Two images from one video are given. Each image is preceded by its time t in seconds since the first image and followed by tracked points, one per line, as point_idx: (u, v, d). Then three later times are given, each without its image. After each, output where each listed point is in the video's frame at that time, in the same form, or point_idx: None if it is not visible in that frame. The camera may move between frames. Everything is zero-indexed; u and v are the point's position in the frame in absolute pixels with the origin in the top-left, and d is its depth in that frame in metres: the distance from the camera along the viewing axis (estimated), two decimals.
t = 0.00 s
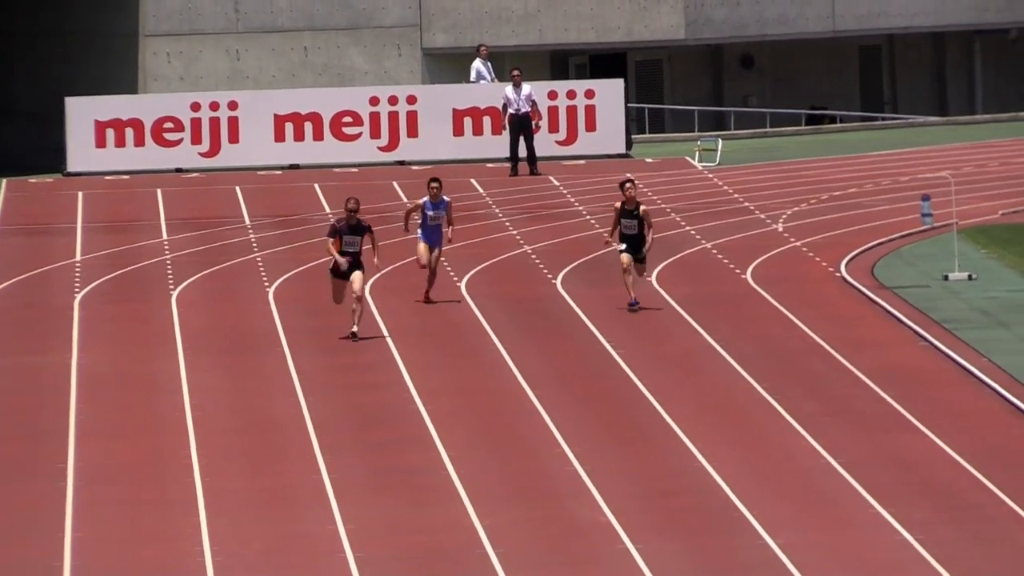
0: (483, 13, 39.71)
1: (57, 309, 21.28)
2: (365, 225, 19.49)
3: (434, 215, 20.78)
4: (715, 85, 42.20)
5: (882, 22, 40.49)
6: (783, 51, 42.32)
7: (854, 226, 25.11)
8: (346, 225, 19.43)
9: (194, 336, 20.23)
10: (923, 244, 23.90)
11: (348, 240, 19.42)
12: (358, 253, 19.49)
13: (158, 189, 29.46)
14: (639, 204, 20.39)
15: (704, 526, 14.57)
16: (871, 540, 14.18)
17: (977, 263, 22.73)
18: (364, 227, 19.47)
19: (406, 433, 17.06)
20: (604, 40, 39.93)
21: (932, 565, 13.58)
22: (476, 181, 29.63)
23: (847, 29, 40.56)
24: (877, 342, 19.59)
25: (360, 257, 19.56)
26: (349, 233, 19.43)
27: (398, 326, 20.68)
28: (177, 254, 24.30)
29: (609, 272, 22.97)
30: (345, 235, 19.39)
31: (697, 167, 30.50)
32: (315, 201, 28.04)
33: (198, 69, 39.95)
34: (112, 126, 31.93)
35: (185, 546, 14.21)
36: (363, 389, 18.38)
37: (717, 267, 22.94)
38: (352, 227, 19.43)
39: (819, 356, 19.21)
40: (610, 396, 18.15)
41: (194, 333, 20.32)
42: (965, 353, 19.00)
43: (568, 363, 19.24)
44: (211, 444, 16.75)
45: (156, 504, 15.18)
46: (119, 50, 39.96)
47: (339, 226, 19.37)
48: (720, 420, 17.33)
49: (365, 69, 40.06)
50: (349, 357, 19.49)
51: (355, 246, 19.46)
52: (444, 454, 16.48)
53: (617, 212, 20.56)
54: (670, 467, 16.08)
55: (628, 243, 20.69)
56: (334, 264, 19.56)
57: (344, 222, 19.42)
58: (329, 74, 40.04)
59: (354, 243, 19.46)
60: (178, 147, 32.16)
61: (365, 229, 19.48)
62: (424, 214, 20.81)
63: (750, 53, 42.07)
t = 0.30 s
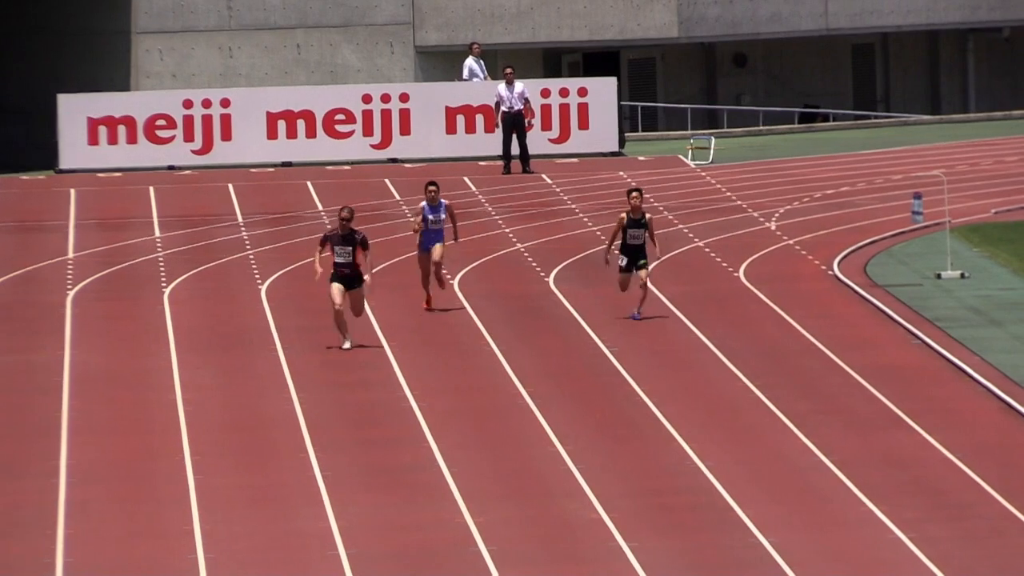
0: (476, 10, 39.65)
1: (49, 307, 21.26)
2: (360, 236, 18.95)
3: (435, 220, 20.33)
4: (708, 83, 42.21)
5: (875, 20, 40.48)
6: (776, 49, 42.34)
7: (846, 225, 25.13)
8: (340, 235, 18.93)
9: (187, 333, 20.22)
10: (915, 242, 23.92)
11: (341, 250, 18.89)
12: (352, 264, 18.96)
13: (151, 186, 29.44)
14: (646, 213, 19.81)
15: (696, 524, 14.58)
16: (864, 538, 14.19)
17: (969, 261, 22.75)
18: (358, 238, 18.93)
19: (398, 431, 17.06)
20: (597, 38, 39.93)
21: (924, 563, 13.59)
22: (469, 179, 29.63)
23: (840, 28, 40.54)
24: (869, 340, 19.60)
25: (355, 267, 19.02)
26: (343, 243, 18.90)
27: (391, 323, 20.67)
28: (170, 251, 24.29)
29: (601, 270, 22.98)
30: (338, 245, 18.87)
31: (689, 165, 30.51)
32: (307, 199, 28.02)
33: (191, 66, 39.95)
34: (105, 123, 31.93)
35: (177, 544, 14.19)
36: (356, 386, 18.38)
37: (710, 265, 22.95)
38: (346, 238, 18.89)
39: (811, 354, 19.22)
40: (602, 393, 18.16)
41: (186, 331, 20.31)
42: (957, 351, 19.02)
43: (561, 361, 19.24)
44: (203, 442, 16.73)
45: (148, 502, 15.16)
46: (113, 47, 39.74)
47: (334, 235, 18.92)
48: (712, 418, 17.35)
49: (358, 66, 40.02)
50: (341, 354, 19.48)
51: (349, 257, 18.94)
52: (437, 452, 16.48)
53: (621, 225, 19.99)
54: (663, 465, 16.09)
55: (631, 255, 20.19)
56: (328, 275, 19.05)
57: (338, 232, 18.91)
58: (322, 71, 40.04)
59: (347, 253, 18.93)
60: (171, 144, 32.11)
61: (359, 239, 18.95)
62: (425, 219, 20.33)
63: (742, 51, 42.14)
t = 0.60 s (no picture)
0: (464, 6, 39.56)
1: (37, 300, 21.22)
2: (357, 242, 18.49)
3: (430, 222, 20.29)
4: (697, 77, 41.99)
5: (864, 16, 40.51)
6: (765, 45, 42.38)
7: (834, 220, 25.13)
8: (336, 239, 18.46)
9: (175, 327, 20.19)
10: (903, 238, 23.93)
11: (337, 256, 18.44)
12: (348, 270, 18.54)
13: (139, 180, 29.39)
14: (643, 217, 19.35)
15: (684, 519, 14.57)
16: (852, 533, 14.19)
17: (958, 257, 22.77)
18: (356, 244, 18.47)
19: (386, 425, 17.05)
20: (586, 32, 39.86)
21: (912, 559, 13.59)
22: (458, 173, 29.64)
23: (830, 24, 40.57)
24: (858, 336, 19.60)
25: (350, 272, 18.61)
26: (339, 249, 18.44)
27: (379, 318, 20.65)
28: (158, 245, 24.25)
29: (590, 265, 22.96)
30: (334, 251, 18.41)
31: (678, 160, 30.52)
32: (296, 193, 28.00)
33: (180, 60, 39.82)
34: (92, 116, 31.83)
35: (165, 539, 14.16)
36: (343, 380, 18.38)
37: (698, 260, 22.97)
38: (342, 243, 18.43)
39: (798, 349, 19.24)
40: (590, 387, 18.17)
41: (175, 325, 20.28)
42: (945, 347, 19.04)
43: (548, 356, 19.25)
44: (191, 436, 16.70)
45: (136, 497, 15.13)
46: (103, 39, 39.94)
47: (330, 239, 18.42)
48: (700, 413, 17.36)
49: (347, 60, 40.00)
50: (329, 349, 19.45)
51: (344, 263, 18.50)
52: (424, 446, 16.48)
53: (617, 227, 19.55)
54: (651, 460, 16.07)
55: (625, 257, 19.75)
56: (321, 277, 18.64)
57: (334, 236, 18.44)
58: (311, 65, 39.99)
59: (344, 260, 18.48)
60: (160, 138, 32.10)
61: (357, 245, 18.49)
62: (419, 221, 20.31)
63: (733, 46, 42.00)
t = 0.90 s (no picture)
0: None
1: None
2: (296, 237, 17.96)
3: (380, 214, 19.69)
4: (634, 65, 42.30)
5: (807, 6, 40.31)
6: (702, 31, 42.53)
7: (770, 207, 25.20)
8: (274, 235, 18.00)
9: (109, 314, 20.04)
10: (839, 224, 24.03)
11: (274, 251, 17.96)
12: (287, 267, 18.00)
13: (74, 165, 29.16)
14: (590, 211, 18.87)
15: (620, 506, 14.59)
16: (788, 520, 14.24)
17: (894, 244, 22.87)
18: (294, 239, 17.95)
19: (321, 412, 16.98)
20: (524, 19, 39.76)
21: (846, 544, 13.65)
22: (394, 159, 29.57)
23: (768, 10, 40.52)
24: (793, 322, 19.66)
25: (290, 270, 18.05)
26: (277, 244, 17.95)
27: (313, 305, 20.55)
28: (93, 232, 24.06)
29: (527, 251, 22.94)
30: (271, 246, 17.94)
31: (615, 146, 30.53)
32: (232, 179, 27.85)
33: (114, 46, 39.45)
34: (25, 103, 31.45)
35: (99, 527, 14.05)
36: (279, 368, 18.29)
37: (633, 247, 22.99)
38: (280, 238, 17.94)
39: (734, 335, 19.29)
40: (527, 375, 18.14)
41: (109, 311, 20.13)
42: (881, 334, 19.12)
43: (485, 343, 19.21)
44: (124, 424, 16.57)
45: (69, 484, 15.01)
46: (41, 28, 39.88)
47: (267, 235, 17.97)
48: (636, 399, 17.37)
49: (283, 46, 39.84)
50: (264, 335, 19.35)
51: (283, 259, 17.98)
52: (360, 434, 16.42)
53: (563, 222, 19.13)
54: (587, 447, 16.07)
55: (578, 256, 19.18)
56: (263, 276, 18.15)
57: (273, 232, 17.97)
58: (247, 52, 39.81)
59: (282, 255, 17.98)
60: (92, 125, 31.88)
61: (295, 241, 17.97)
62: (367, 212, 19.67)
63: (670, 33, 42.26)
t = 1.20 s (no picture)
0: None
1: None
2: (228, 225, 17.59)
3: (311, 207, 19.09)
4: (561, 43, 42.30)
5: None
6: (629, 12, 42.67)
7: (698, 186, 25.31)
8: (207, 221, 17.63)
9: (37, 289, 19.88)
10: (766, 204, 24.17)
11: (205, 237, 17.57)
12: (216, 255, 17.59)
13: None
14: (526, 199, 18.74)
15: (553, 485, 14.63)
16: (717, 499, 14.34)
17: (821, 223, 23.02)
18: (226, 227, 17.58)
19: (250, 390, 16.91)
20: None
21: (773, 524, 13.77)
22: (320, 137, 29.46)
23: None
24: (722, 302, 19.77)
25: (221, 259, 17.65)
26: (208, 230, 17.56)
27: (241, 283, 20.46)
28: (21, 208, 23.84)
29: (456, 229, 22.93)
30: (203, 231, 17.56)
31: (541, 125, 30.54)
32: (159, 157, 27.66)
33: (41, 23, 39.09)
34: None
35: (26, 502, 13.95)
36: (206, 343, 18.20)
37: (560, 225, 23.04)
38: (212, 224, 17.56)
39: (662, 315, 19.37)
40: (457, 354, 18.15)
41: (37, 287, 19.97)
42: (810, 314, 19.25)
43: (414, 322, 19.19)
44: (52, 399, 16.45)
45: None
46: None
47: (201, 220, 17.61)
48: (567, 379, 17.42)
49: (210, 25, 39.55)
50: (192, 312, 19.25)
51: (213, 245, 17.57)
52: (288, 411, 16.37)
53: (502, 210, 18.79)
54: (518, 426, 16.11)
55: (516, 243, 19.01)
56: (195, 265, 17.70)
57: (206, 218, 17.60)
58: (173, 30, 39.45)
59: (213, 242, 17.58)
60: (23, 101, 31.44)
61: (228, 229, 17.59)
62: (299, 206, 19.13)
63: (598, 12, 42.18)
